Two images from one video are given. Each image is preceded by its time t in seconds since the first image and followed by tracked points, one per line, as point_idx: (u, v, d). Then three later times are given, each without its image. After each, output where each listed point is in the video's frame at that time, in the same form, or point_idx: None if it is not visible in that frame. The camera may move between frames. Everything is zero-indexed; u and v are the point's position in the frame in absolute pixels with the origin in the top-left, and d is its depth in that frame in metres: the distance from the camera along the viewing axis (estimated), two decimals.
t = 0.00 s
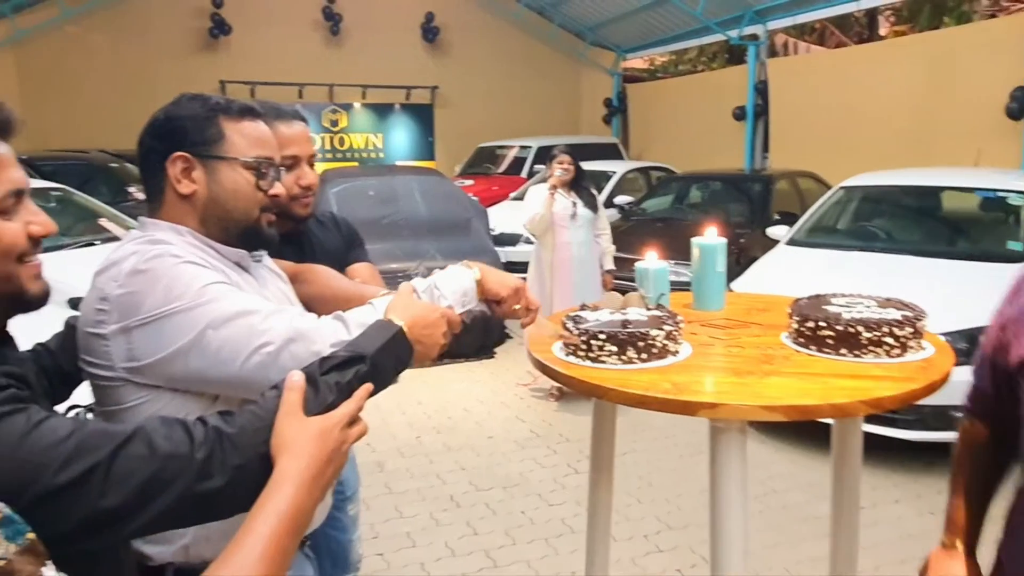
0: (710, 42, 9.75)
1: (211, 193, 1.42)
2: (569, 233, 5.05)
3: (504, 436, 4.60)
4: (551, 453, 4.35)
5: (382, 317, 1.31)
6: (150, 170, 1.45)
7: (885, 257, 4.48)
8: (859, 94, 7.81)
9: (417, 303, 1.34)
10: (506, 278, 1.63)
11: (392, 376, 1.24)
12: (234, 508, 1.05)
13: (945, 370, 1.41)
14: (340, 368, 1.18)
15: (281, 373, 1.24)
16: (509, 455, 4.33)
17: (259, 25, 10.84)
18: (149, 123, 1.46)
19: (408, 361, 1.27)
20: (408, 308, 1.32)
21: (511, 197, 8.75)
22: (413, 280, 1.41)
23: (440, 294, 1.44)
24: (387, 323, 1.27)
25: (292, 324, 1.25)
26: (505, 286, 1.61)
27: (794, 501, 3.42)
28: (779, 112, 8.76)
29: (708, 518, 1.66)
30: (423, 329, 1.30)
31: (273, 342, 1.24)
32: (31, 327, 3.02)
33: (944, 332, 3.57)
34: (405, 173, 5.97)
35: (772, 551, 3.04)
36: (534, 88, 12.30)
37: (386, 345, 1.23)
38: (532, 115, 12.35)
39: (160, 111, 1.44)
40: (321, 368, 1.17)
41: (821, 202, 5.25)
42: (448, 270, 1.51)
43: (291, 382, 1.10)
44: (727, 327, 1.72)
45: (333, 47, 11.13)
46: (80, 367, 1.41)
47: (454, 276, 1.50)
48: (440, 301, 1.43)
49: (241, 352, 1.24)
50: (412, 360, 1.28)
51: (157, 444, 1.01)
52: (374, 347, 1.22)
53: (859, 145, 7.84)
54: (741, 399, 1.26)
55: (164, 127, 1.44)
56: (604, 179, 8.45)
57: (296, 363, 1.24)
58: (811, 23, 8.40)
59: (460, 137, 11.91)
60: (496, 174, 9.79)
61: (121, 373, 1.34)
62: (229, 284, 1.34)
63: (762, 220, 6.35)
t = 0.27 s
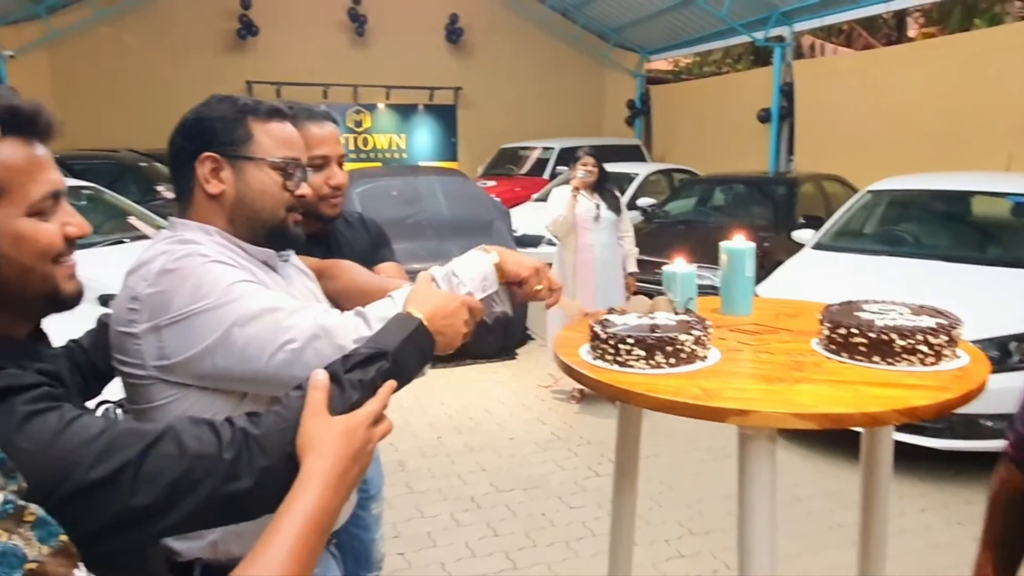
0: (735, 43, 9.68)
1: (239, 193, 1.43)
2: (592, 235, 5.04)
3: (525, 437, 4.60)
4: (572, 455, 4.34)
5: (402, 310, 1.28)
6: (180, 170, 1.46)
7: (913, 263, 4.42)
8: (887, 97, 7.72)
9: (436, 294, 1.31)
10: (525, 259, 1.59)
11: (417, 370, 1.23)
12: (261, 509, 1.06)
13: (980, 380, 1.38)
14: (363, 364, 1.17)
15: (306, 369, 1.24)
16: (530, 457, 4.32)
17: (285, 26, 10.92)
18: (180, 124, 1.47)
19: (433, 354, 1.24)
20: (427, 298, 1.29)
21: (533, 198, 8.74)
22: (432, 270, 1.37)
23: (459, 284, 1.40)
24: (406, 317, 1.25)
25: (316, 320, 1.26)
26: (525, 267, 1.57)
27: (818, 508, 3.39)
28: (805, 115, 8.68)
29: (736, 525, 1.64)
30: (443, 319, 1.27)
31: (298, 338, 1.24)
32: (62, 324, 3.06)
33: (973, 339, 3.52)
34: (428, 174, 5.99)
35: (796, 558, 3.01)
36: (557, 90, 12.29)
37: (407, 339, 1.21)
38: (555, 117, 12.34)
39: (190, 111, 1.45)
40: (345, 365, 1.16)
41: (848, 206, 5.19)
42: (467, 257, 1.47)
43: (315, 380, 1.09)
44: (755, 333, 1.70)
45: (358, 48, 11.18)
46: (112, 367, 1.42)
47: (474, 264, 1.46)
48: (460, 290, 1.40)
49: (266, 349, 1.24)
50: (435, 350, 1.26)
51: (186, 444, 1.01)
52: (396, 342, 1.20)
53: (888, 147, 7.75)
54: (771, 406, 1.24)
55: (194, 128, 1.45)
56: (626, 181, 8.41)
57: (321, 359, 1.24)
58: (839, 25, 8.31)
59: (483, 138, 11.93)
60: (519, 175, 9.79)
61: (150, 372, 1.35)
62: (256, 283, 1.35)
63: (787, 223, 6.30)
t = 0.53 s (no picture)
0: (757, 45, 9.62)
1: (265, 194, 1.43)
2: (613, 237, 5.02)
3: (543, 439, 4.59)
4: (590, 458, 4.32)
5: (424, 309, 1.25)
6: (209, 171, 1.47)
7: (938, 268, 4.37)
8: (911, 100, 7.64)
9: (460, 288, 1.29)
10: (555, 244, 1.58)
11: (441, 367, 1.21)
12: (285, 514, 1.06)
13: (1014, 390, 1.36)
14: (386, 367, 1.16)
15: (330, 366, 1.23)
16: (548, 459, 4.31)
17: (309, 26, 10.99)
18: (208, 124, 1.49)
19: (457, 352, 1.23)
20: (451, 293, 1.27)
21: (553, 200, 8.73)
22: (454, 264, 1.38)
23: (484, 276, 1.40)
24: (429, 313, 1.23)
25: (339, 317, 1.24)
26: (555, 253, 1.56)
27: (839, 516, 3.36)
28: (827, 118, 8.61)
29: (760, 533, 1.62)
30: (468, 316, 1.25)
31: (321, 335, 1.22)
32: (91, 321, 3.10)
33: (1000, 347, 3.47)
34: (448, 174, 6.00)
35: (816, 566, 2.98)
36: (578, 91, 12.27)
37: (432, 337, 1.19)
38: (576, 118, 12.33)
39: (218, 113, 1.47)
40: (368, 368, 1.15)
41: (872, 211, 5.13)
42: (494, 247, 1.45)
43: (338, 383, 1.09)
44: (781, 338, 1.69)
45: (380, 49, 11.23)
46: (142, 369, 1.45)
47: (501, 255, 1.44)
48: (485, 282, 1.39)
49: (290, 343, 1.23)
50: (461, 341, 1.24)
51: (212, 446, 1.02)
52: (420, 342, 1.18)
53: (911, 150, 7.66)
54: (800, 413, 1.23)
55: (223, 129, 1.46)
56: (646, 184, 8.38)
57: (345, 357, 1.23)
58: (863, 27, 8.23)
59: (503, 139, 11.94)
60: (538, 176, 9.78)
61: (178, 373, 1.37)
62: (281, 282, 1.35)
63: (809, 227, 6.25)
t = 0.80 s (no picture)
0: (775, 47, 9.56)
1: (289, 195, 1.43)
2: (628, 239, 5.00)
3: (557, 441, 4.58)
4: (604, 460, 4.31)
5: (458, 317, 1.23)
6: (231, 171, 1.47)
7: (958, 274, 4.32)
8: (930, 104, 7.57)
9: (497, 296, 1.27)
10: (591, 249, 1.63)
11: (472, 376, 1.19)
12: (308, 518, 1.05)
13: None
14: (414, 373, 1.13)
15: (361, 372, 1.22)
16: (562, 461, 4.30)
17: (326, 26, 11.03)
18: (231, 124, 1.49)
19: (489, 362, 1.20)
20: (483, 303, 1.25)
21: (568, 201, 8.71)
22: (492, 272, 1.37)
23: (522, 285, 1.38)
24: (461, 320, 1.21)
25: (369, 323, 1.23)
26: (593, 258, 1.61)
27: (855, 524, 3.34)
28: (845, 121, 8.54)
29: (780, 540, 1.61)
30: (502, 325, 1.22)
31: (351, 342, 1.21)
32: (115, 320, 3.08)
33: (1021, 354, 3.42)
34: (463, 175, 6.02)
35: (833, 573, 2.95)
36: (593, 92, 12.24)
37: (462, 346, 1.17)
38: (591, 119, 12.30)
39: (241, 113, 1.47)
40: (398, 374, 1.12)
41: (891, 215, 5.09)
42: (529, 258, 1.44)
43: (367, 388, 1.07)
44: (803, 344, 1.67)
45: (396, 49, 11.26)
46: (170, 377, 1.46)
47: (536, 265, 1.43)
48: (522, 291, 1.37)
49: (321, 348, 1.23)
50: (495, 352, 1.21)
51: (236, 448, 1.02)
52: (452, 349, 1.15)
53: (931, 154, 7.59)
54: (825, 420, 1.22)
55: (247, 130, 1.46)
56: (662, 186, 8.35)
57: (376, 363, 1.22)
58: (882, 29, 8.15)
59: (518, 140, 11.93)
60: (553, 177, 9.77)
61: (207, 382, 1.38)
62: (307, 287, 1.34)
63: (826, 230, 6.20)
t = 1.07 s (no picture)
0: (790, 49, 9.52)
1: (318, 200, 1.44)
2: (642, 241, 4.99)
3: (570, 442, 4.57)
4: (617, 462, 4.30)
5: (504, 333, 1.24)
6: (254, 174, 1.47)
7: (975, 279, 4.28)
8: (947, 106, 7.53)
9: (543, 318, 1.26)
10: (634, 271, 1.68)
11: (513, 399, 1.18)
12: (332, 523, 1.05)
13: None
14: (451, 389, 1.13)
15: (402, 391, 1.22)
16: (574, 462, 4.30)
17: (341, 28, 11.08)
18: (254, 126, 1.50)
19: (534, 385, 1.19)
20: (532, 323, 1.25)
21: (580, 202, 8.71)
22: (539, 292, 1.36)
23: (568, 308, 1.38)
24: (507, 339, 1.21)
25: (412, 342, 1.23)
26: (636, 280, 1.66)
27: (870, 530, 3.32)
28: (859, 123, 8.50)
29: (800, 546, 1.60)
30: (548, 347, 1.22)
31: (393, 361, 1.22)
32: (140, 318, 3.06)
33: None
34: (474, 175, 6.06)
35: None
36: (606, 93, 12.22)
37: (506, 364, 1.17)
38: (605, 121, 12.29)
39: (267, 114, 1.48)
40: (433, 386, 1.13)
41: (907, 218, 5.05)
42: (573, 281, 1.44)
43: (402, 400, 1.08)
44: (821, 348, 1.66)
45: (410, 51, 11.28)
46: (198, 389, 1.46)
47: (580, 288, 1.43)
48: (567, 314, 1.37)
49: (365, 369, 1.23)
50: (539, 374, 1.21)
51: (264, 450, 1.02)
52: (492, 367, 1.16)
53: (947, 157, 7.54)
54: (847, 425, 1.21)
55: (270, 131, 1.47)
56: (675, 188, 8.33)
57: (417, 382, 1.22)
58: (898, 31, 8.10)
59: (531, 141, 11.93)
60: (566, 179, 9.76)
61: (240, 397, 1.38)
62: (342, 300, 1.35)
63: (841, 233, 6.16)
